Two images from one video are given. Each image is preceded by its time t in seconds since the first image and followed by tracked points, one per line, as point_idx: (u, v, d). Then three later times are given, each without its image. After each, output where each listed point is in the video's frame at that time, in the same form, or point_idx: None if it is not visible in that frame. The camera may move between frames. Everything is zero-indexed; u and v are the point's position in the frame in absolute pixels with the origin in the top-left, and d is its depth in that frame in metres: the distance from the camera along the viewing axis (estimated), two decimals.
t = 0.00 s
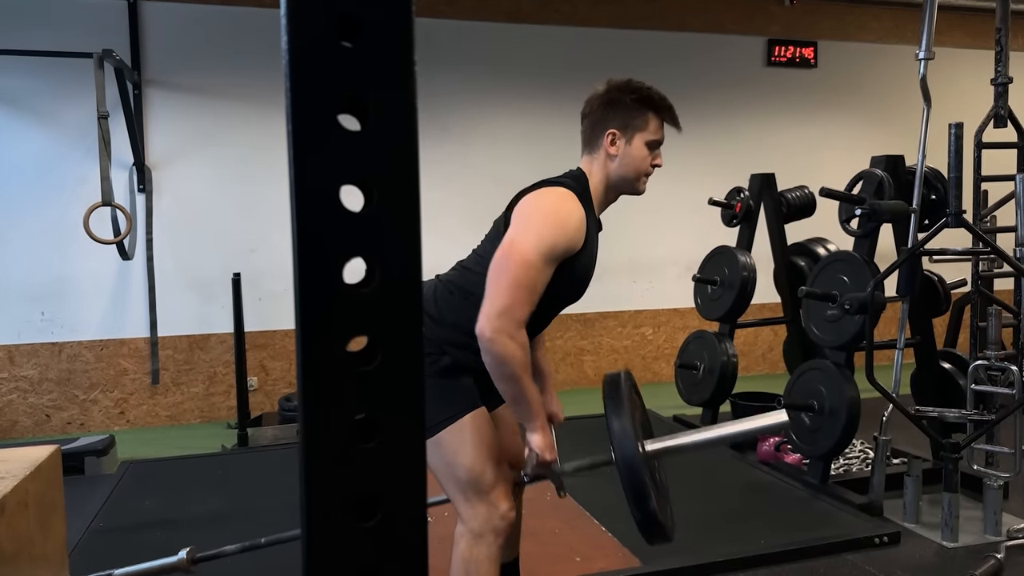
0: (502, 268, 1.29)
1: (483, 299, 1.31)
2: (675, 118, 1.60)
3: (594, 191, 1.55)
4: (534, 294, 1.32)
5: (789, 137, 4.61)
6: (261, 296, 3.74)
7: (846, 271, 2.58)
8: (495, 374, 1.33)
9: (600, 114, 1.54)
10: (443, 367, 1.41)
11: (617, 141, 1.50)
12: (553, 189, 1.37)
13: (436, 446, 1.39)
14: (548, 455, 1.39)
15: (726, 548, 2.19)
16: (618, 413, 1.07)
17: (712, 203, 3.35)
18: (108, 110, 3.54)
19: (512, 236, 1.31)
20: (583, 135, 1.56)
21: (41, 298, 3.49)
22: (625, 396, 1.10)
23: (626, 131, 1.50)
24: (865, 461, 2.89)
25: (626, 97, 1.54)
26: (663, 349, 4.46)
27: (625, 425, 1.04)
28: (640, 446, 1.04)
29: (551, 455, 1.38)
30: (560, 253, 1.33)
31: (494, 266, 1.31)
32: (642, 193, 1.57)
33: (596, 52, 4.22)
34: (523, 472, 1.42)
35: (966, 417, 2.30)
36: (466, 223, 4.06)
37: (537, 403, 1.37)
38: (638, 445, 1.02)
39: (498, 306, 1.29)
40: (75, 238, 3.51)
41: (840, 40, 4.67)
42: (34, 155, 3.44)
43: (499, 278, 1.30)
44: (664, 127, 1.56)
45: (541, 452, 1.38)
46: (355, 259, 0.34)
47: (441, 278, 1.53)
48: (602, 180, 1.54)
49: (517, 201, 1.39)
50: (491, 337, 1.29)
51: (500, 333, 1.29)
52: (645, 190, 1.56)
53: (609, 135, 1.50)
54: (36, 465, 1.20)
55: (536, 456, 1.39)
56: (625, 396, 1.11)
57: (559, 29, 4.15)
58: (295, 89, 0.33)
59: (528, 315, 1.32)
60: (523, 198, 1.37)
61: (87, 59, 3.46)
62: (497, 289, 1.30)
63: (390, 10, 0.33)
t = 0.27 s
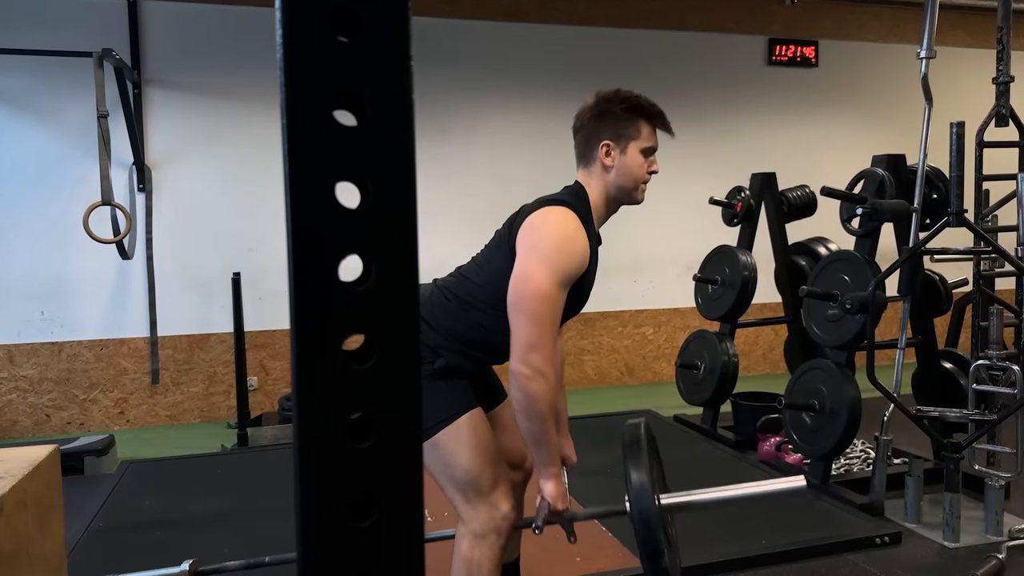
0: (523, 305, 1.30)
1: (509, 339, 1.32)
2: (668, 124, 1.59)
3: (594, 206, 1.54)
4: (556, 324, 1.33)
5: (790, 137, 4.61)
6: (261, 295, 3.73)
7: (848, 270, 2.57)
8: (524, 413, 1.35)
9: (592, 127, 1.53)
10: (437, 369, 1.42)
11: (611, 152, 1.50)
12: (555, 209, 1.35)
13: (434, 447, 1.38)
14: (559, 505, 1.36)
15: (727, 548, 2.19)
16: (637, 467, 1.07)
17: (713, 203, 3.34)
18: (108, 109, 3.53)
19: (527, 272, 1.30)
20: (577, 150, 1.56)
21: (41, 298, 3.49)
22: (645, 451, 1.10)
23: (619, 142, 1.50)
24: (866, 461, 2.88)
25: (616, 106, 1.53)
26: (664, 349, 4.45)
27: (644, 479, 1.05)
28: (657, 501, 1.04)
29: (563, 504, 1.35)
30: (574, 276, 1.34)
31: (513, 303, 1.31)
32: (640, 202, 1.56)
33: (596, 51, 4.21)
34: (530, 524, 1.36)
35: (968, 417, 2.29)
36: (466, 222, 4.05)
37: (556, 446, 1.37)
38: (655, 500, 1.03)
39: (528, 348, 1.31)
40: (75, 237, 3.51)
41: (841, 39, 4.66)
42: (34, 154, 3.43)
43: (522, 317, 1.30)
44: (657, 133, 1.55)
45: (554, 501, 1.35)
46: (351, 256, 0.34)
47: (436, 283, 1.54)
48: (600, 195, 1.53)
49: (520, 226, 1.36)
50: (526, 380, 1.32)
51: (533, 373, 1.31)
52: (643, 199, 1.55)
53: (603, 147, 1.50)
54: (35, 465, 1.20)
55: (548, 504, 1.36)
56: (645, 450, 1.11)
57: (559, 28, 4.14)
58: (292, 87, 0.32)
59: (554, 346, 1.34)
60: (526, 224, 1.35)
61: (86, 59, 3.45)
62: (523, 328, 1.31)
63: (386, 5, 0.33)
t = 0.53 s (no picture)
0: (537, 328, 1.29)
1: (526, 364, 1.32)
2: (658, 129, 1.59)
3: (594, 218, 1.53)
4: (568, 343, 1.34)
5: (791, 137, 4.60)
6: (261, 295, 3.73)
7: (849, 270, 2.56)
8: (540, 436, 1.35)
9: (582, 138, 1.54)
10: (432, 371, 1.42)
11: (604, 161, 1.50)
12: (555, 227, 1.34)
13: (431, 449, 1.38)
14: (564, 531, 1.35)
15: (728, 548, 2.18)
16: (646, 495, 1.07)
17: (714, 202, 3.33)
18: (108, 109, 3.53)
19: (536, 295, 1.30)
20: (570, 164, 1.56)
21: (41, 298, 3.48)
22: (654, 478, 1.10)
23: (611, 149, 1.50)
24: (867, 461, 2.88)
25: (604, 116, 1.54)
26: (664, 349, 4.45)
27: (651, 506, 1.05)
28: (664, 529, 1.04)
29: (568, 531, 1.34)
30: (580, 293, 1.34)
31: (526, 327, 1.31)
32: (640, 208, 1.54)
33: (597, 51, 4.20)
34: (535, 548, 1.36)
35: (969, 417, 2.29)
36: (466, 222, 4.05)
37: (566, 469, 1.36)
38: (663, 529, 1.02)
39: (544, 372, 1.31)
40: (76, 237, 3.51)
41: (842, 38, 4.66)
42: (34, 154, 3.43)
43: (537, 340, 1.30)
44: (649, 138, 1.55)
45: (558, 527, 1.34)
46: (346, 255, 0.33)
47: (432, 287, 1.54)
48: (598, 206, 1.52)
49: (522, 249, 1.35)
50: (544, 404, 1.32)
51: (553, 394, 1.32)
52: (642, 205, 1.53)
53: (595, 156, 1.50)
54: (33, 465, 1.20)
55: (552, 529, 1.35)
56: (654, 477, 1.11)
57: (560, 27, 4.14)
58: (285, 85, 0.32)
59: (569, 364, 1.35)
60: (528, 246, 1.34)
61: (86, 58, 3.45)
62: (539, 352, 1.30)
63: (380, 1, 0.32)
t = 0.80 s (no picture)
0: (532, 328, 1.29)
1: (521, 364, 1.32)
2: (649, 125, 1.59)
3: (590, 218, 1.53)
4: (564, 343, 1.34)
5: (791, 137, 4.60)
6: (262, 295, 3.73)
7: (849, 270, 2.56)
8: (535, 435, 1.35)
9: (575, 137, 1.53)
10: (426, 370, 1.42)
11: (598, 159, 1.50)
12: (550, 226, 1.34)
13: (426, 448, 1.38)
14: (559, 532, 1.35)
15: (727, 548, 2.18)
16: (643, 495, 1.07)
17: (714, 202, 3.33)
18: (108, 108, 3.53)
19: (531, 295, 1.30)
20: (563, 163, 1.56)
21: (42, 297, 3.48)
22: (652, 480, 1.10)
23: (604, 147, 1.49)
24: (867, 461, 2.87)
25: (594, 114, 1.53)
26: (664, 349, 4.45)
27: (648, 506, 1.05)
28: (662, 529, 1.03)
29: (563, 532, 1.34)
30: (575, 292, 1.34)
31: (521, 327, 1.31)
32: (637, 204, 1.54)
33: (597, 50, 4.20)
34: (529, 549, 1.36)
35: (969, 417, 2.28)
36: (466, 222, 4.05)
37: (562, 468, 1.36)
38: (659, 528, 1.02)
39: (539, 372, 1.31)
40: (76, 236, 3.51)
41: (842, 38, 4.66)
42: (34, 154, 3.43)
43: (532, 340, 1.30)
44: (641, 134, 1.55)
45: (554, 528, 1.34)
46: (334, 250, 0.33)
47: (429, 287, 1.55)
48: (594, 204, 1.52)
49: (518, 249, 1.35)
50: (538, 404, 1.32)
51: (548, 394, 1.32)
52: (638, 200, 1.53)
53: (589, 155, 1.50)
54: (31, 464, 1.19)
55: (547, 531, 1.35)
56: (651, 478, 1.11)
57: (560, 27, 4.13)
58: (273, 80, 0.32)
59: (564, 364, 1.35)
60: (524, 246, 1.34)
61: (85, 57, 3.45)
62: (534, 352, 1.30)
63: None
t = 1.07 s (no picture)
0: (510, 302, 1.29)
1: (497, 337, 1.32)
2: (649, 111, 1.58)
3: (579, 195, 1.53)
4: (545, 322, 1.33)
5: (790, 136, 4.60)
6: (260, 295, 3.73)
7: (847, 268, 2.56)
8: (511, 410, 1.35)
9: (573, 115, 1.53)
10: (425, 366, 1.41)
11: (593, 139, 1.49)
12: (541, 205, 1.34)
13: (421, 445, 1.39)
14: (551, 500, 1.34)
15: (725, 548, 2.18)
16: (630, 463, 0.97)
17: (713, 201, 3.33)
18: (106, 107, 3.53)
19: (513, 268, 1.30)
20: (558, 139, 1.55)
21: (40, 296, 3.48)
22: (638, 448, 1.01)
23: (601, 128, 1.49)
24: (865, 460, 2.87)
25: (596, 94, 1.53)
26: (663, 348, 4.45)
27: (637, 475, 0.95)
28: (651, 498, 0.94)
29: (554, 501, 1.34)
30: (559, 270, 1.33)
31: (501, 300, 1.31)
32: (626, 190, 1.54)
33: (596, 49, 4.20)
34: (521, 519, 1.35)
35: (967, 416, 2.28)
36: (465, 221, 4.05)
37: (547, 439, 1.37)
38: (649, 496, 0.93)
39: (513, 344, 1.31)
40: (75, 235, 3.51)
41: (841, 37, 4.65)
42: (33, 153, 3.43)
43: (510, 313, 1.30)
44: (639, 120, 1.54)
45: (545, 496, 1.33)
46: (316, 243, 0.33)
47: (422, 278, 1.52)
48: (584, 181, 1.52)
49: (509, 219, 1.36)
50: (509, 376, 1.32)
51: (521, 369, 1.31)
52: (628, 186, 1.54)
53: (584, 134, 1.50)
54: (26, 462, 1.19)
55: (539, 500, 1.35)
56: (638, 445, 1.02)
57: (558, 26, 4.13)
58: (254, 69, 0.31)
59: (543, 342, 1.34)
60: (514, 219, 1.35)
61: (84, 56, 3.45)
62: (511, 326, 1.30)
63: None
